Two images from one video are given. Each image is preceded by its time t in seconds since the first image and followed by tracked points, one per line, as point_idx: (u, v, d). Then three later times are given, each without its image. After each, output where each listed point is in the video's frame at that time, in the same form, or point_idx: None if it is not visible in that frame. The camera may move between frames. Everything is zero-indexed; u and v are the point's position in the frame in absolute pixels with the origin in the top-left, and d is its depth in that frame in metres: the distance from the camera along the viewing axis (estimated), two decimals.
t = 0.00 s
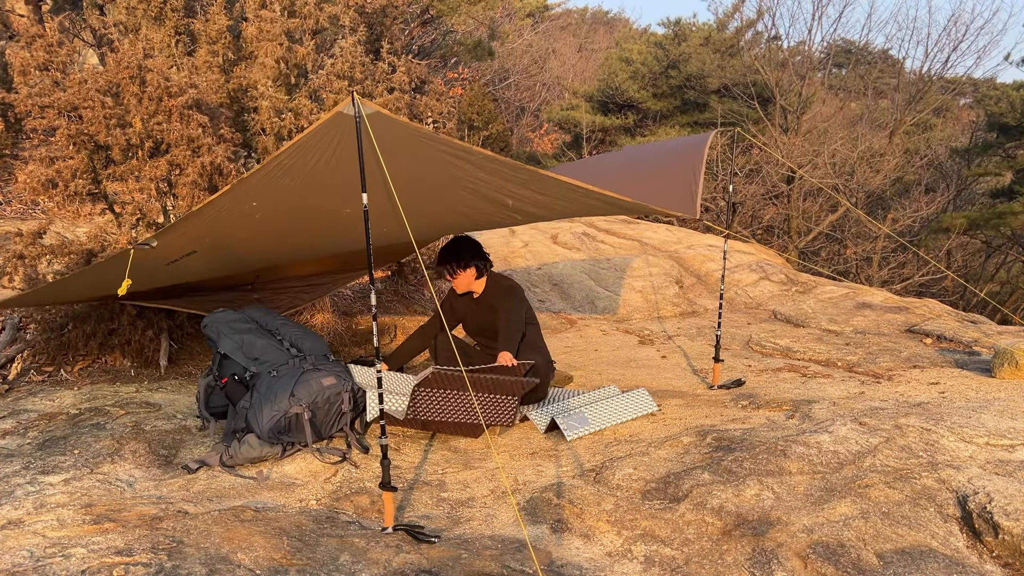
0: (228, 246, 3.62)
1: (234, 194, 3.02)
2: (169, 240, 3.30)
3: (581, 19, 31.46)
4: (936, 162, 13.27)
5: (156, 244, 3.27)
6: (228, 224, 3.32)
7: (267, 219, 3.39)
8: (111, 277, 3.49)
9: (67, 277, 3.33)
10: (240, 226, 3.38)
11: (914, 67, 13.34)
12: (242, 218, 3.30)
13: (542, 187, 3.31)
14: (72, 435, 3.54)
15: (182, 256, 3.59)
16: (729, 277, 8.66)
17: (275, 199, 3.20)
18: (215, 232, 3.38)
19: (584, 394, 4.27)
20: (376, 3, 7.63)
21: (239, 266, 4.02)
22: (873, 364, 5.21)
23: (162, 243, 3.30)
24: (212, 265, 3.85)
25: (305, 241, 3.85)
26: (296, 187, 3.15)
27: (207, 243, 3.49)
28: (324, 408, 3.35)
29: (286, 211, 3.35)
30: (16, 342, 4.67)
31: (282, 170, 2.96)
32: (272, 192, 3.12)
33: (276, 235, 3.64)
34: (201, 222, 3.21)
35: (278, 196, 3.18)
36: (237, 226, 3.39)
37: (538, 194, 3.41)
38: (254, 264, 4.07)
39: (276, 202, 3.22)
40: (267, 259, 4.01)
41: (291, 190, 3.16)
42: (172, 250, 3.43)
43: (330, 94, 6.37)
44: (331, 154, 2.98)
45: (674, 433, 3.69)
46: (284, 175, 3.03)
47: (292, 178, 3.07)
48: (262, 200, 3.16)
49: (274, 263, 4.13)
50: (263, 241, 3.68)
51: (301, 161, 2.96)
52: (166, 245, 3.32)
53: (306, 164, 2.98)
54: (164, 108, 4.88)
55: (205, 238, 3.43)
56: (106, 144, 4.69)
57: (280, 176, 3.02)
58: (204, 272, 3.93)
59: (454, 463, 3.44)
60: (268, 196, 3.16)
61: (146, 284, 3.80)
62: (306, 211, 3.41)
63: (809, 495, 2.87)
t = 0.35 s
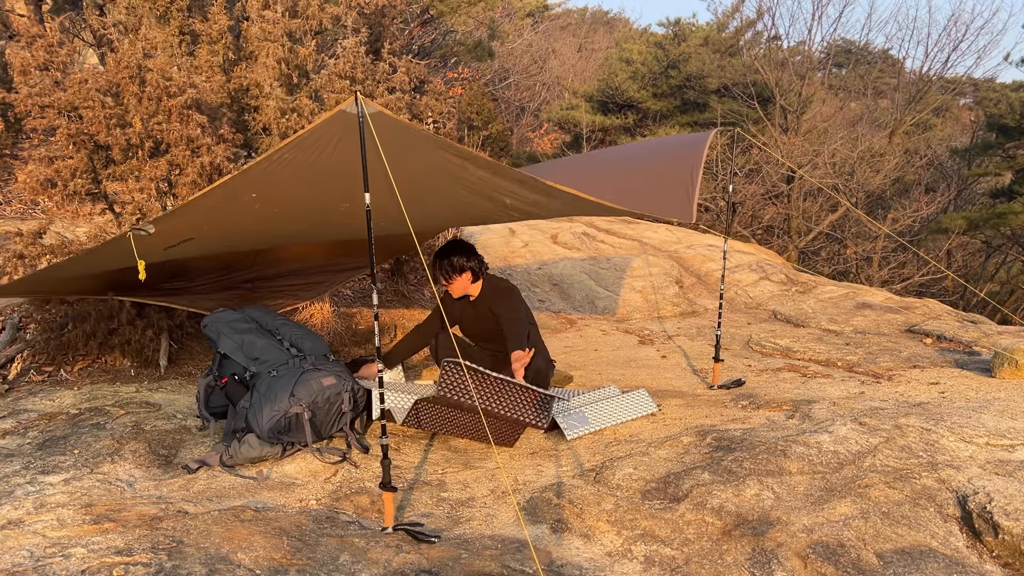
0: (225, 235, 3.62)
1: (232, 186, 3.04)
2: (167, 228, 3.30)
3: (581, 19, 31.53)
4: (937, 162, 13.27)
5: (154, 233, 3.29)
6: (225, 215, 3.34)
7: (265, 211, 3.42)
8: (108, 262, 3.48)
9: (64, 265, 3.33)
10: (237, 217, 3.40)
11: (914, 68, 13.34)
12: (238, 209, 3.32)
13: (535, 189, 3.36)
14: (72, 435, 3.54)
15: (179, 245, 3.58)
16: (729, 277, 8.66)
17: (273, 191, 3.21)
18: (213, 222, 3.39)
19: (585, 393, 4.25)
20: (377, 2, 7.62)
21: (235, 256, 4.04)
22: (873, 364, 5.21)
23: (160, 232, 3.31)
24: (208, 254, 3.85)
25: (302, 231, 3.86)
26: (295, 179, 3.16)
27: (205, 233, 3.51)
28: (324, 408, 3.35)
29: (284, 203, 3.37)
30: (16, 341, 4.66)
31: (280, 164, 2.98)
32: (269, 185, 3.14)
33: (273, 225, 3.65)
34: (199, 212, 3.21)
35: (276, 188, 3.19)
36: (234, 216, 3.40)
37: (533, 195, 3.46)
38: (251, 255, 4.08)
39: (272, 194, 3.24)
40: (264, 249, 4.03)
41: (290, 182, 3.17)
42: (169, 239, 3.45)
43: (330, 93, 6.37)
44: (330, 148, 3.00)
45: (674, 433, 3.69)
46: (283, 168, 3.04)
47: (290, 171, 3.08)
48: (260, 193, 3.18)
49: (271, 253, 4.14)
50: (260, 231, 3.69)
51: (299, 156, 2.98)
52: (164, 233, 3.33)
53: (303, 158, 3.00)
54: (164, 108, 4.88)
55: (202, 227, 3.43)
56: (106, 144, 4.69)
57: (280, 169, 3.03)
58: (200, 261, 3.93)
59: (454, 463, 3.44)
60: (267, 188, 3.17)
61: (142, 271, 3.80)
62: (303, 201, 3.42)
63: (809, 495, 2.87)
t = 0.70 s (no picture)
0: (226, 237, 3.62)
1: (230, 187, 3.04)
2: (167, 232, 3.31)
3: (581, 19, 31.54)
4: (936, 162, 13.26)
5: (154, 235, 3.29)
6: (225, 215, 3.33)
7: (264, 211, 3.42)
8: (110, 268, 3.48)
9: (65, 271, 3.33)
10: (236, 218, 3.40)
11: (914, 67, 13.33)
12: (237, 211, 3.32)
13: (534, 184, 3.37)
14: (72, 435, 3.54)
15: (181, 248, 3.59)
16: (729, 277, 8.66)
17: (272, 191, 3.21)
18: (214, 223, 3.39)
19: (586, 393, 4.25)
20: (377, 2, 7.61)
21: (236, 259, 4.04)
22: (873, 364, 5.21)
23: (160, 235, 3.31)
24: (210, 257, 3.85)
25: (302, 231, 3.86)
26: (293, 178, 3.17)
27: (205, 235, 3.51)
28: (324, 408, 3.35)
29: (283, 202, 3.37)
30: (16, 341, 4.66)
31: (277, 164, 2.98)
32: (267, 185, 3.14)
33: (274, 226, 3.65)
34: (199, 215, 3.21)
35: (275, 188, 3.19)
36: (234, 218, 3.40)
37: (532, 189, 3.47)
38: (251, 257, 4.08)
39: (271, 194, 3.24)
40: (265, 251, 4.03)
41: (288, 181, 3.17)
42: (169, 243, 3.45)
43: (330, 93, 6.37)
44: (326, 147, 2.99)
45: (674, 433, 3.69)
46: (281, 169, 3.04)
47: (288, 171, 3.08)
48: (258, 193, 3.18)
49: (272, 254, 4.14)
50: (261, 232, 3.70)
51: (297, 155, 2.98)
52: (164, 236, 3.33)
53: (300, 157, 3.00)
54: (163, 108, 4.88)
55: (203, 229, 3.44)
56: (106, 144, 4.69)
57: (278, 170, 3.03)
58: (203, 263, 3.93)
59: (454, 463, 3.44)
60: (266, 189, 3.17)
61: (143, 276, 3.80)
62: (303, 201, 3.42)
63: (809, 495, 2.87)
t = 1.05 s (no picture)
0: (227, 238, 3.63)
1: (228, 187, 3.05)
2: (167, 233, 3.33)
3: (581, 19, 31.58)
4: (936, 162, 13.27)
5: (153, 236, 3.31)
6: (223, 216, 3.35)
7: (263, 212, 3.44)
8: (110, 269, 3.50)
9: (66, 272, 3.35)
10: (235, 218, 3.42)
11: (914, 67, 13.33)
12: (236, 211, 3.34)
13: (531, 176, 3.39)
14: (72, 435, 3.54)
15: (180, 250, 3.61)
16: (729, 277, 8.66)
17: (270, 191, 3.23)
18: (212, 224, 3.41)
19: (585, 393, 4.25)
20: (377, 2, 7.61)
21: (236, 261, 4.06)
22: (873, 364, 5.21)
23: (159, 235, 3.33)
24: (212, 259, 3.86)
25: (303, 232, 3.87)
26: (291, 179, 3.18)
27: (204, 236, 3.53)
28: (324, 408, 3.35)
29: (282, 202, 3.39)
30: (16, 341, 4.66)
31: (274, 164, 2.99)
32: (264, 186, 3.16)
33: (274, 226, 3.66)
34: (198, 216, 3.23)
35: (273, 188, 3.21)
36: (233, 218, 3.41)
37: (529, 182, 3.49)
38: (251, 259, 4.09)
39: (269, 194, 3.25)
40: (265, 253, 4.04)
41: (287, 181, 3.18)
42: (169, 244, 3.46)
43: (329, 93, 6.36)
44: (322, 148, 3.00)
45: (674, 433, 3.69)
46: (279, 169, 3.05)
47: (285, 171, 3.09)
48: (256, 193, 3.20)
49: (274, 256, 4.15)
50: (261, 233, 3.71)
51: (293, 155, 2.98)
52: (163, 237, 3.35)
53: (296, 158, 3.01)
54: (163, 108, 4.88)
55: (203, 230, 3.45)
56: (106, 144, 4.69)
57: (275, 170, 3.04)
58: (204, 266, 3.94)
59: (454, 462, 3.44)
60: (264, 189, 3.18)
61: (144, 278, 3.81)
62: (303, 202, 3.43)
63: (809, 495, 2.87)
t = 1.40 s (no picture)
0: (226, 240, 3.65)
1: (232, 189, 3.08)
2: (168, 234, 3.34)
3: (581, 19, 31.59)
4: (936, 162, 13.27)
5: (157, 237, 3.33)
6: (226, 219, 3.37)
7: (266, 215, 3.46)
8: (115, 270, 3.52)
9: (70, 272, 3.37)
10: (239, 222, 3.45)
11: (914, 67, 13.33)
12: (240, 214, 3.36)
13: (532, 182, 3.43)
14: (72, 435, 3.54)
15: (183, 252, 3.63)
16: (729, 277, 8.66)
17: (272, 194, 3.24)
18: (216, 227, 3.43)
19: (584, 393, 4.25)
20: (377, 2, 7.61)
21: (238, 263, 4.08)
22: (873, 364, 5.21)
23: (164, 237, 3.36)
24: (215, 261, 3.89)
25: (302, 235, 3.89)
26: (295, 183, 3.21)
27: (208, 239, 3.55)
28: (324, 408, 3.35)
29: (286, 206, 3.42)
30: (16, 341, 4.66)
31: (278, 167, 3.02)
32: (268, 189, 3.18)
33: (274, 229, 3.68)
34: (199, 217, 3.25)
35: (275, 192, 3.22)
36: (234, 221, 3.43)
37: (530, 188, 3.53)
38: (254, 261, 4.11)
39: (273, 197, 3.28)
40: (268, 255, 4.07)
41: (289, 185, 3.20)
42: (172, 246, 3.49)
43: (329, 93, 6.36)
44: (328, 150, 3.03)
45: (674, 433, 3.69)
46: (281, 172, 3.07)
47: (289, 174, 3.11)
48: (260, 196, 3.22)
49: (273, 258, 4.17)
50: (264, 236, 3.74)
51: (298, 158, 3.01)
52: (167, 238, 3.38)
53: (301, 160, 3.04)
54: (163, 108, 4.87)
55: (204, 232, 3.47)
56: (107, 144, 4.69)
57: (278, 173, 3.06)
58: (204, 267, 3.96)
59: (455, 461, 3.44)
60: (266, 192, 3.20)
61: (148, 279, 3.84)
62: (303, 205, 3.45)
63: (809, 495, 2.87)
